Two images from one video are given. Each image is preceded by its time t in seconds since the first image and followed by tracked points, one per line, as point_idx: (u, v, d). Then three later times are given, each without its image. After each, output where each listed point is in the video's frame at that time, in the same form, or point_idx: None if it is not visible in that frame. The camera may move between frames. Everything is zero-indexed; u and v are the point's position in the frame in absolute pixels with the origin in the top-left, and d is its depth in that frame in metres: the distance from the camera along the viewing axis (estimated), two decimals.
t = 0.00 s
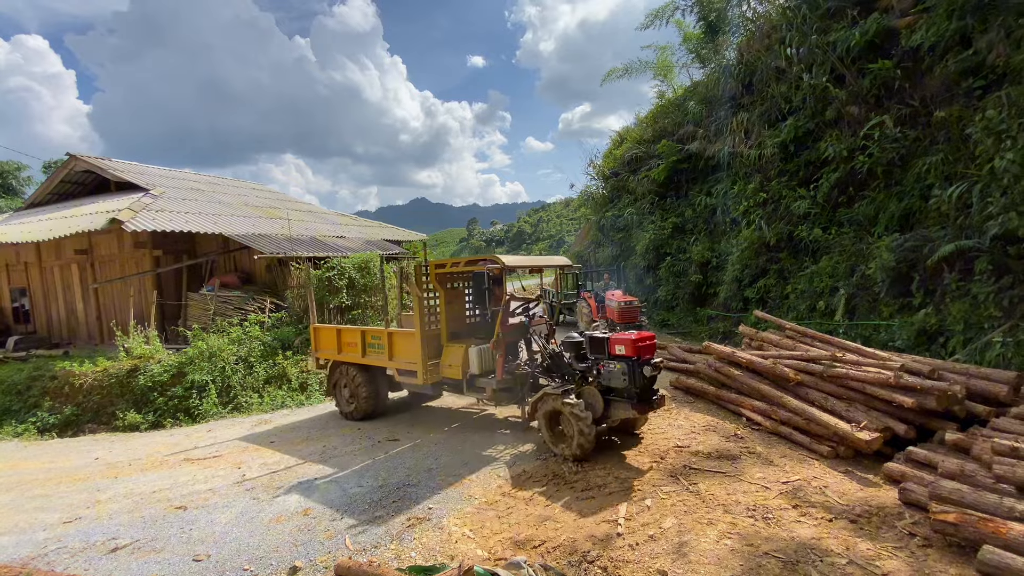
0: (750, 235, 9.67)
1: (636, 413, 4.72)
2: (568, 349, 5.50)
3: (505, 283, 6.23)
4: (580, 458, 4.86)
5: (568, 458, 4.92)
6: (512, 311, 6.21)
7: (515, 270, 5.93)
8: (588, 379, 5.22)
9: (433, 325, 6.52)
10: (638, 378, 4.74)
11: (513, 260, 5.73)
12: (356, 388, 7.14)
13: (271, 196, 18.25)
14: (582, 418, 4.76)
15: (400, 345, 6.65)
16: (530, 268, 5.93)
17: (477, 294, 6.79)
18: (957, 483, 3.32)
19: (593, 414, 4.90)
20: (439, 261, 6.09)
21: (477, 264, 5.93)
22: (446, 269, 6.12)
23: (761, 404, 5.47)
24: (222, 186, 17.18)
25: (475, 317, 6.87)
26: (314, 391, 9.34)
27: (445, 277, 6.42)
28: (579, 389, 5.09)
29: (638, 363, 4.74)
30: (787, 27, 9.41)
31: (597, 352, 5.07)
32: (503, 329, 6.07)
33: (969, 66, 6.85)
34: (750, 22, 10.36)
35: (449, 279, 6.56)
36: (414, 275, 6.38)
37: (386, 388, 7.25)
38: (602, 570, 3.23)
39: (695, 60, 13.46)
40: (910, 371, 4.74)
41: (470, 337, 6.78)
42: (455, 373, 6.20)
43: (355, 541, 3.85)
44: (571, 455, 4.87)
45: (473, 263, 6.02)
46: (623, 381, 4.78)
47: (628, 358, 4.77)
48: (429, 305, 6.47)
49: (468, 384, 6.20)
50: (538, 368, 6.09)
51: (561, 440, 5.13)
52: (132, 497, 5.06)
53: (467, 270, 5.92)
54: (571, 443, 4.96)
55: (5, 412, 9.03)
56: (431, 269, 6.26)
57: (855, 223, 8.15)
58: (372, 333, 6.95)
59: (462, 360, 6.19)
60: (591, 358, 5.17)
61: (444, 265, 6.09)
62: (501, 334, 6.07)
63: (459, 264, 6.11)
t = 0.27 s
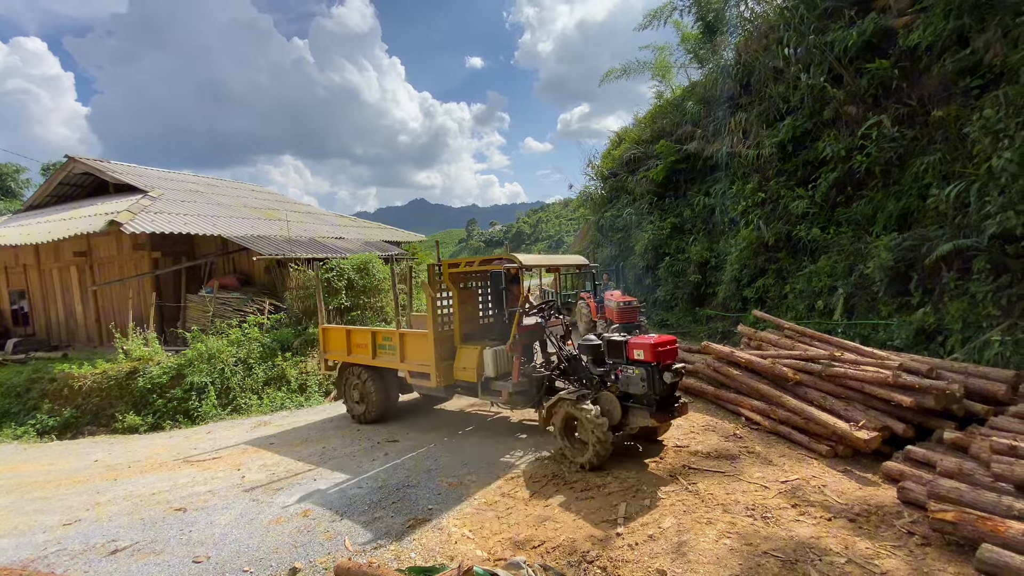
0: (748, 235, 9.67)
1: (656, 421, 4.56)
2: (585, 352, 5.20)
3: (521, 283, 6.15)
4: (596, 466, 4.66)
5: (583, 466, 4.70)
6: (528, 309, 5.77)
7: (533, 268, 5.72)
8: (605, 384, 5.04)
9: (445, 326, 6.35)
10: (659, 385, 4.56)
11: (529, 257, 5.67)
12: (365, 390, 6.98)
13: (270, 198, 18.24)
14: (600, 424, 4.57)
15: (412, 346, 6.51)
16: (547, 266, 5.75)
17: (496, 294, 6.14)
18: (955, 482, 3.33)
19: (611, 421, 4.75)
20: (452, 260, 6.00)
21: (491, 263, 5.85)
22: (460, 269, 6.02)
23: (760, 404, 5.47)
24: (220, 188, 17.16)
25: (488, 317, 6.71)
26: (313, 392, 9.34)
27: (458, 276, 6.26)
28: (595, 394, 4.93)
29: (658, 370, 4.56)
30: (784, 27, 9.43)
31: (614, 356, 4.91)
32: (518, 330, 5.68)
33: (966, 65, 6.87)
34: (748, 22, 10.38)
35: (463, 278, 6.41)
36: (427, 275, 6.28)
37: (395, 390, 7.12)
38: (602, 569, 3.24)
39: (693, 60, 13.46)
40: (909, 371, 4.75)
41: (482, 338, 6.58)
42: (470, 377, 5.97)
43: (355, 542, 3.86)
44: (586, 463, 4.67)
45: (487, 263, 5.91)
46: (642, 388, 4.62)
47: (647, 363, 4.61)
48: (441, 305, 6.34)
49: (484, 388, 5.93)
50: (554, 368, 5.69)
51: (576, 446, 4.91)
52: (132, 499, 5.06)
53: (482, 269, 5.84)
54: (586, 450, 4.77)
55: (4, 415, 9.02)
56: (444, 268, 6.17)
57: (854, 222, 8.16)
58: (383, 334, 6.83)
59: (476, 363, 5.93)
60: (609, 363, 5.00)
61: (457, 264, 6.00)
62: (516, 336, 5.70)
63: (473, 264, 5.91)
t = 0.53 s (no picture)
0: (746, 235, 9.69)
1: (672, 429, 4.37)
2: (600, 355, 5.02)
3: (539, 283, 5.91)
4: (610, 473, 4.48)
5: (596, 473, 4.53)
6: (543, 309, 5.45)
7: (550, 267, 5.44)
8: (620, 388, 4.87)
9: (457, 326, 6.16)
10: (676, 392, 4.37)
11: (545, 256, 5.28)
12: (374, 393, 6.85)
13: (267, 199, 18.20)
14: (614, 431, 4.41)
15: (422, 348, 6.36)
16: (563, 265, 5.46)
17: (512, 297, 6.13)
18: (952, 479, 3.34)
19: (625, 428, 4.56)
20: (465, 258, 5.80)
21: (506, 262, 5.53)
22: (472, 268, 5.77)
23: (758, 403, 5.47)
24: (217, 189, 17.12)
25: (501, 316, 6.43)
26: (311, 393, 9.34)
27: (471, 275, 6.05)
28: (609, 400, 4.71)
29: (674, 375, 4.37)
30: (781, 27, 9.46)
31: (630, 360, 4.74)
32: (533, 332, 5.47)
33: (961, 65, 6.90)
34: (744, 22, 10.41)
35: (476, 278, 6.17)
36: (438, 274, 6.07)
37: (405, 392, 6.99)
38: (600, 569, 3.24)
39: (690, 61, 13.47)
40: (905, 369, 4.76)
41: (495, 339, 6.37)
42: (482, 379, 5.81)
43: (353, 543, 3.86)
44: (599, 471, 4.50)
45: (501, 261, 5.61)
46: (658, 394, 4.43)
47: (663, 368, 4.42)
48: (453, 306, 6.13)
49: (497, 390, 5.77)
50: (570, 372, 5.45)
51: (589, 453, 4.73)
52: (129, 501, 5.05)
53: (495, 268, 5.53)
54: (599, 457, 4.61)
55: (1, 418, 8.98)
56: (456, 267, 5.95)
57: (850, 221, 8.18)
58: (392, 335, 6.70)
59: (489, 365, 5.75)
60: (625, 367, 4.82)
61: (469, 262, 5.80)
62: (531, 338, 5.49)
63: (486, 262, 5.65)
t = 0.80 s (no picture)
0: (742, 234, 9.72)
1: (688, 438, 4.12)
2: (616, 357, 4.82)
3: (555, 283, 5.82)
4: (624, 481, 4.28)
5: (610, 481, 4.34)
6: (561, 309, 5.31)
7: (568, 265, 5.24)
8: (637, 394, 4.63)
9: (469, 327, 5.97)
10: (692, 399, 4.10)
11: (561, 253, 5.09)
12: (383, 394, 6.67)
13: (264, 200, 18.16)
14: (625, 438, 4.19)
15: (432, 350, 6.16)
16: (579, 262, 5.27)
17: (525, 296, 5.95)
18: (948, 477, 3.36)
19: (639, 434, 4.33)
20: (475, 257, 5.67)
21: (519, 260, 5.38)
22: (485, 266, 5.59)
23: (755, 402, 5.48)
24: (213, 191, 17.07)
25: (514, 317, 6.23)
26: (309, 395, 9.32)
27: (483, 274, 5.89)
28: (624, 405, 4.50)
29: (690, 381, 4.12)
30: (776, 27, 9.51)
31: (646, 364, 4.51)
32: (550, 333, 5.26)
33: (955, 64, 6.95)
34: (740, 23, 10.46)
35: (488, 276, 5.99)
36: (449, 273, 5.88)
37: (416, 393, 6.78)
38: (598, 568, 3.25)
39: (686, 61, 13.50)
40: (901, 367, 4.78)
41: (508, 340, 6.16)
42: (496, 382, 5.61)
43: (352, 544, 3.86)
44: (611, 478, 4.32)
45: (514, 259, 5.45)
46: (673, 401, 4.18)
47: (679, 373, 4.18)
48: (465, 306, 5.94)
49: (510, 394, 5.56)
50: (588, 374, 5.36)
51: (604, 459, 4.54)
52: (127, 504, 5.03)
53: (508, 267, 5.37)
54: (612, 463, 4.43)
55: None
56: (467, 266, 5.80)
57: (846, 221, 8.21)
58: (401, 336, 6.49)
59: (503, 368, 5.54)
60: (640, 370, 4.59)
61: (480, 261, 5.66)
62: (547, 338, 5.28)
63: (500, 259, 5.47)
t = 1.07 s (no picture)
0: (739, 233, 9.74)
1: (703, 446, 3.92)
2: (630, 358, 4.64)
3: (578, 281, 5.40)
4: (635, 489, 4.07)
5: (622, 488, 4.14)
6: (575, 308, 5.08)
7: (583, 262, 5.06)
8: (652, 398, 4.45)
9: (481, 327, 5.75)
10: (706, 405, 3.90)
11: (578, 250, 4.94)
12: (391, 396, 6.49)
13: (260, 202, 18.11)
14: (634, 442, 4.00)
15: (443, 351, 5.95)
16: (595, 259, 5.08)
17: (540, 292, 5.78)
18: (944, 473, 3.38)
19: (652, 441, 4.16)
20: (487, 254, 5.45)
21: (533, 258, 5.17)
22: (498, 264, 5.36)
23: (752, 400, 5.50)
24: (209, 192, 17.00)
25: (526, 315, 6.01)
26: (307, 396, 9.30)
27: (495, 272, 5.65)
28: (636, 409, 4.32)
29: (703, 386, 3.91)
30: (771, 26, 9.55)
31: (661, 367, 4.33)
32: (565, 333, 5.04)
33: (949, 62, 6.99)
34: (735, 22, 10.50)
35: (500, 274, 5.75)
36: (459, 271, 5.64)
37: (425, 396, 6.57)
38: (597, 567, 3.26)
39: (681, 60, 13.52)
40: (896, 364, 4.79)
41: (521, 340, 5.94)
42: (509, 384, 5.37)
43: (350, 545, 3.85)
44: (622, 485, 4.12)
45: (528, 256, 5.22)
46: (686, 407, 4.00)
47: (693, 378, 3.99)
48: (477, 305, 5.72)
49: (525, 396, 5.35)
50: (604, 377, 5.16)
51: (617, 466, 4.34)
52: (124, 508, 5.01)
53: (523, 265, 5.14)
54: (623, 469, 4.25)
55: None
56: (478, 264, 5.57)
57: (842, 219, 8.24)
58: (411, 337, 6.28)
59: (516, 370, 5.31)
60: (655, 374, 4.40)
61: (493, 258, 5.44)
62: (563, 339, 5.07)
63: (513, 257, 5.24)
